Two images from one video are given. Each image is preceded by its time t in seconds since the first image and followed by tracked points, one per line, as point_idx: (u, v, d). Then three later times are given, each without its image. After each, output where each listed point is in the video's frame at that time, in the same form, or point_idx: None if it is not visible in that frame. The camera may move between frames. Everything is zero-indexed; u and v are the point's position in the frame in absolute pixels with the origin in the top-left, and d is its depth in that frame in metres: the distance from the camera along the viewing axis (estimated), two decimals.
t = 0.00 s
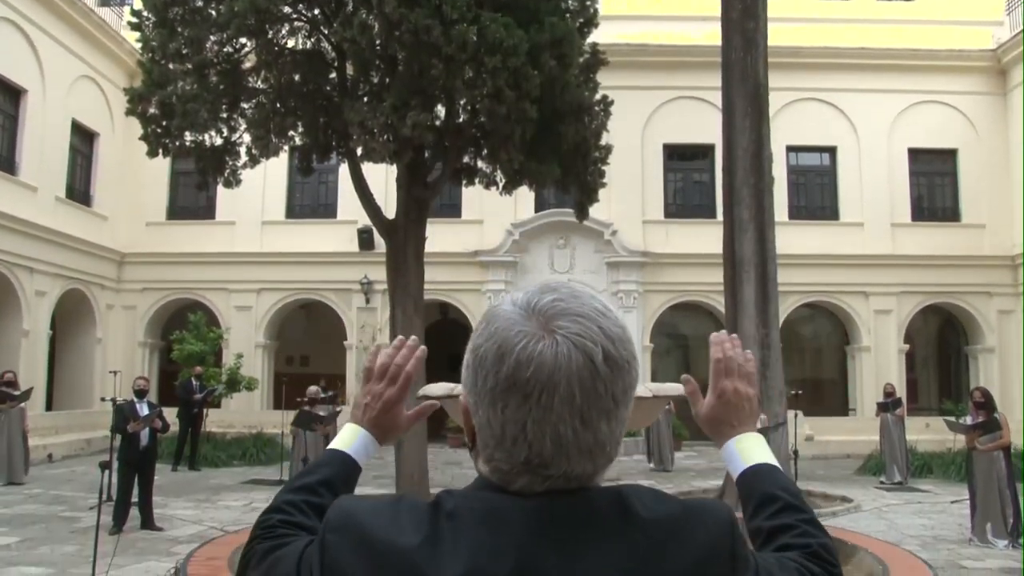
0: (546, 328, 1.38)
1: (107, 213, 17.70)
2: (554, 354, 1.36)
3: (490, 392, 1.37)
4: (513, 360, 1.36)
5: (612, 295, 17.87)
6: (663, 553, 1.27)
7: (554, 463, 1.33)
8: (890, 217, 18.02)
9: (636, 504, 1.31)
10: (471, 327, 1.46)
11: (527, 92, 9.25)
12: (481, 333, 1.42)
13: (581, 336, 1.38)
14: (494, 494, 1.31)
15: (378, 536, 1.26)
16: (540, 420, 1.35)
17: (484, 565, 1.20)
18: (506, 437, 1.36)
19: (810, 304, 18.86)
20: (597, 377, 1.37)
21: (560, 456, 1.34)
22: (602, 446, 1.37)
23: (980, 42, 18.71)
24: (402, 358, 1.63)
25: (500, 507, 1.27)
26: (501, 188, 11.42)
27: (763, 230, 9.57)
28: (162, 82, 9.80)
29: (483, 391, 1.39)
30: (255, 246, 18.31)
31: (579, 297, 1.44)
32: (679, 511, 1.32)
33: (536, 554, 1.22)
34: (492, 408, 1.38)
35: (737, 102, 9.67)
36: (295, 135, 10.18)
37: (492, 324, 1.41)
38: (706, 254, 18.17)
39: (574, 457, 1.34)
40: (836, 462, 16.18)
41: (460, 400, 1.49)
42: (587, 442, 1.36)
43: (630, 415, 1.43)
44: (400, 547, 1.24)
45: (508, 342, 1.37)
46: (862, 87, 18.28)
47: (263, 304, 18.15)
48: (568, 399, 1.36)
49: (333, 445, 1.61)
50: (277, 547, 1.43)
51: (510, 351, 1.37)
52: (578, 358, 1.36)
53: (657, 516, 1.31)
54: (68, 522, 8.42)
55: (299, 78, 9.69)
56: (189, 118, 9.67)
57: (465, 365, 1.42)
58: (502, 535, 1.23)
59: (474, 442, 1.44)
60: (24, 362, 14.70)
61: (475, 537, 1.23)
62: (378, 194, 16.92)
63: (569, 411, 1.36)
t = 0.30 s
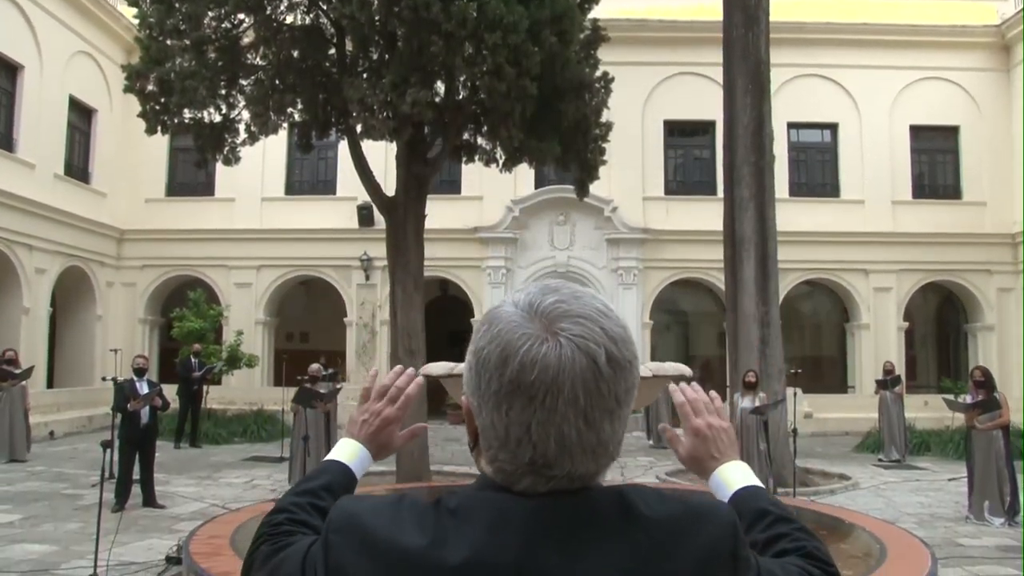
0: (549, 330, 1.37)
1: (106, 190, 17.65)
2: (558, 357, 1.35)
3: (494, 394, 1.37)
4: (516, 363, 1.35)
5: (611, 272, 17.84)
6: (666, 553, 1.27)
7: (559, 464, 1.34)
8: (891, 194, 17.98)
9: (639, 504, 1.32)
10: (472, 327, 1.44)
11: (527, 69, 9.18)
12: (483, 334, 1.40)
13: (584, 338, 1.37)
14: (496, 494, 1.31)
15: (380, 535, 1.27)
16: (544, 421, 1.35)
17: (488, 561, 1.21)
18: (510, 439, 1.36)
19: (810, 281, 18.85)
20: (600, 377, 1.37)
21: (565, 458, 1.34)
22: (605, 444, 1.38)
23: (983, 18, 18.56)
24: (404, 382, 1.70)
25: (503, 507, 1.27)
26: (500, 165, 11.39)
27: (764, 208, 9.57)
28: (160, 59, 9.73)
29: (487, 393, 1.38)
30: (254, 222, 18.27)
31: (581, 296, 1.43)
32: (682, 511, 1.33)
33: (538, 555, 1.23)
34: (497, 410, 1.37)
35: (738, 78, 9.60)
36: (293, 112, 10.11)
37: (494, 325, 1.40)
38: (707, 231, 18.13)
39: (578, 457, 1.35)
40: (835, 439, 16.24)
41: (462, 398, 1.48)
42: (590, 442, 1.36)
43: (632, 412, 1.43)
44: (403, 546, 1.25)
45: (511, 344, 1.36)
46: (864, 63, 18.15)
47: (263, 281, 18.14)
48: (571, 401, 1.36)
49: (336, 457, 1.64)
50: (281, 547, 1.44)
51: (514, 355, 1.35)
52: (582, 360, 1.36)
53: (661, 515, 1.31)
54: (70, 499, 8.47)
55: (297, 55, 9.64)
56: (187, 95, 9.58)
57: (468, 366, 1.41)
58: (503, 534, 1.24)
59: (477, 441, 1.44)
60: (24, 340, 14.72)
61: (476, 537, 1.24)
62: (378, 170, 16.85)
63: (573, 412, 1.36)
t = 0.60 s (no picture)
0: (538, 331, 1.38)
1: (105, 163, 17.58)
2: (548, 357, 1.36)
3: (488, 396, 1.37)
4: (508, 367, 1.36)
5: (611, 245, 17.78)
6: (663, 550, 1.28)
7: (555, 464, 1.34)
8: (892, 168, 17.91)
9: (636, 500, 1.33)
10: (461, 332, 1.44)
11: (527, 42, 9.10)
12: (473, 338, 1.40)
13: (574, 339, 1.37)
14: (493, 493, 1.31)
15: (380, 533, 1.28)
16: (536, 421, 1.35)
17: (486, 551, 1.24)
18: (505, 441, 1.36)
19: (811, 255, 18.83)
20: (590, 376, 1.37)
21: (560, 457, 1.34)
22: (599, 441, 1.38)
23: None
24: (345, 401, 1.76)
25: (502, 507, 1.28)
26: (501, 138, 11.33)
27: (764, 182, 9.53)
28: (158, 31, 9.66)
29: (479, 397, 1.38)
30: (254, 195, 18.22)
31: (568, 297, 1.43)
32: (680, 508, 1.33)
33: (537, 555, 1.24)
34: (490, 413, 1.37)
35: (740, 51, 9.52)
36: (292, 85, 10.03)
37: (484, 329, 1.40)
38: (707, 204, 18.09)
39: (573, 455, 1.35)
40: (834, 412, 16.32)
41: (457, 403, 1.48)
42: (584, 439, 1.36)
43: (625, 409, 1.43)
44: (403, 543, 1.26)
45: (502, 347, 1.36)
46: (867, 35, 18.00)
47: (263, 255, 18.12)
48: (564, 401, 1.36)
49: (318, 466, 1.64)
50: (287, 541, 1.44)
51: (503, 357, 1.36)
52: (571, 359, 1.36)
53: (658, 512, 1.32)
54: (73, 473, 8.52)
55: (297, 27, 9.46)
56: (186, 68, 9.50)
57: (460, 371, 1.41)
58: (499, 532, 1.25)
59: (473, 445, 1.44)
60: (25, 314, 14.74)
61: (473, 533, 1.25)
62: (378, 143, 16.76)
63: (564, 412, 1.36)
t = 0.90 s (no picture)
0: (525, 331, 1.34)
1: (103, 139, 17.50)
2: (535, 360, 1.33)
3: (477, 393, 1.36)
4: (496, 369, 1.34)
5: (611, 222, 17.75)
6: (648, 480, 1.33)
7: (543, 457, 1.33)
8: (893, 145, 17.83)
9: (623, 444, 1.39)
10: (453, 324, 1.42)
11: (527, 19, 9.10)
12: (462, 335, 1.38)
13: (562, 340, 1.34)
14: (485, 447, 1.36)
15: (385, 467, 1.35)
16: (525, 422, 1.33)
17: (476, 530, 1.25)
18: (494, 437, 1.35)
19: (811, 233, 18.81)
20: (579, 373, 1.34)
21: (548, 456, 1.33)
22: (590, 433, 1.36)
23: None
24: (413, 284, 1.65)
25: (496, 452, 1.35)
26: (501, 116, 11.26)
27: (765, 161, 9.49)
28: (156, 8, 9.60)
29: (469, 392, 1.38)
30: (253, 172, 18.16)
31: (559, 291, 1.37)
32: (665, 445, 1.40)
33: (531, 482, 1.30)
34: (480, 409, 1.36)
35: (741, 29, 9.46)
36: (291, 62, 9.95)
37: (473, 327, 1.37)
38: (708, 182, 18.04)
39: (561, 450, 1.33)
40: (833, 390, 16.37)
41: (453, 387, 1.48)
42: (573, 436, 1.34)
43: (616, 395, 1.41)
44: (406, 475, 1.33)
45: (490, 349, 1.34)
46: (870, 12, 17.87)
47: (262, 232, 18.09)
48: (552, 400, 1.34)
49: (365, 352, 1.58)
50: (317, 442, 1.48)
51: (490, 359, 1.34)
52: (559, 360, 1.33)
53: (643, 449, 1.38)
54: (75, 451, 8.56)
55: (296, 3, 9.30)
56: (184, 46, 9.47)
57: (451, 366, 1.40)
58: (495, 490, 1.28)
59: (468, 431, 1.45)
60: (25, 292, 14.74)
61: (469, 489, 1.29)
62: (377, 120, 16.67)
63: (552, 412, 1.33)
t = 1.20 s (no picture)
0: (529, 305, 1.34)
1: (101, 114, 17.39)
2: (538, 334, 1.32)
3: (478, 363, 1.35)
4: (498, 341, 1.33)
5: (612, 197, 17.70)
6: (645, 463, 1.33)
7: (539, 431, 1.33)
8: (895, 120, 17.72)
9: (622, 428, 1.38)
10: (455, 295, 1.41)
11: None
12: (465, 306, 1.37)
13: (564, 317, 1.33)
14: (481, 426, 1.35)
15: (381, 451, 1.35)
16: (523, 393, 1.33)
17: (478, 509, 1.24)
18: (491, 406, 1.35)
19: (811, 208, 18.78)
20: (580, 349, 1.34)
21: (544, 429, 1.33)
22: (586, 409, 1.36)
23: None
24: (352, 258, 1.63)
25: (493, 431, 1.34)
26: (501, 91, 11.19)
27: (766, 137, 9.43)
28: None
29: (470, 361, 1.36)
30: (253, 146, 18.08)
31: (564, 267, 1.37)
32: (661, 430, 1.39)
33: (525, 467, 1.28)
34: (479, 379, 1.36)
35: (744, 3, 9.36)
36: (290, 36, 9.86)
37: (477, 298, 1.36)
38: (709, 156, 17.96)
39: (556, 424, 1.33)
40: (833, 365, 16.40)
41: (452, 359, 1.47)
42: (570, 410, 1.34)
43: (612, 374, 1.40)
44: (403, 460, 1.33)
45: (493, 321, 1.33)
46: None
47: (262, 206, 18.04)
48: (551, 374, 1.34)
49: (319, 333, 1.57)
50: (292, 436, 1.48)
51: (493, 330, 1.33)
52: (560, 336, 1.33)
53: (641, 434, 1.37)
54: (78, 428, 8.60)
55: None
56: (182, 20, 9.37)
57: (453, 336, 1.39)
58: (490, 469, 1.28)
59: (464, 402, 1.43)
60: (25, 268, 14.72)
61: (463, 469, 1.30)
62: (377, 95, 16.56)
63: (551, 385, 1.33)
